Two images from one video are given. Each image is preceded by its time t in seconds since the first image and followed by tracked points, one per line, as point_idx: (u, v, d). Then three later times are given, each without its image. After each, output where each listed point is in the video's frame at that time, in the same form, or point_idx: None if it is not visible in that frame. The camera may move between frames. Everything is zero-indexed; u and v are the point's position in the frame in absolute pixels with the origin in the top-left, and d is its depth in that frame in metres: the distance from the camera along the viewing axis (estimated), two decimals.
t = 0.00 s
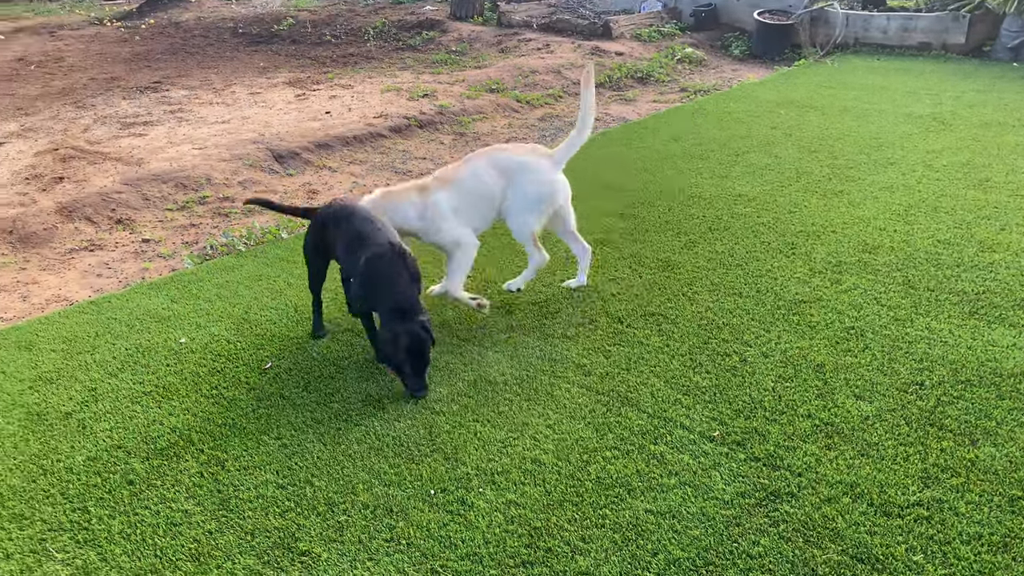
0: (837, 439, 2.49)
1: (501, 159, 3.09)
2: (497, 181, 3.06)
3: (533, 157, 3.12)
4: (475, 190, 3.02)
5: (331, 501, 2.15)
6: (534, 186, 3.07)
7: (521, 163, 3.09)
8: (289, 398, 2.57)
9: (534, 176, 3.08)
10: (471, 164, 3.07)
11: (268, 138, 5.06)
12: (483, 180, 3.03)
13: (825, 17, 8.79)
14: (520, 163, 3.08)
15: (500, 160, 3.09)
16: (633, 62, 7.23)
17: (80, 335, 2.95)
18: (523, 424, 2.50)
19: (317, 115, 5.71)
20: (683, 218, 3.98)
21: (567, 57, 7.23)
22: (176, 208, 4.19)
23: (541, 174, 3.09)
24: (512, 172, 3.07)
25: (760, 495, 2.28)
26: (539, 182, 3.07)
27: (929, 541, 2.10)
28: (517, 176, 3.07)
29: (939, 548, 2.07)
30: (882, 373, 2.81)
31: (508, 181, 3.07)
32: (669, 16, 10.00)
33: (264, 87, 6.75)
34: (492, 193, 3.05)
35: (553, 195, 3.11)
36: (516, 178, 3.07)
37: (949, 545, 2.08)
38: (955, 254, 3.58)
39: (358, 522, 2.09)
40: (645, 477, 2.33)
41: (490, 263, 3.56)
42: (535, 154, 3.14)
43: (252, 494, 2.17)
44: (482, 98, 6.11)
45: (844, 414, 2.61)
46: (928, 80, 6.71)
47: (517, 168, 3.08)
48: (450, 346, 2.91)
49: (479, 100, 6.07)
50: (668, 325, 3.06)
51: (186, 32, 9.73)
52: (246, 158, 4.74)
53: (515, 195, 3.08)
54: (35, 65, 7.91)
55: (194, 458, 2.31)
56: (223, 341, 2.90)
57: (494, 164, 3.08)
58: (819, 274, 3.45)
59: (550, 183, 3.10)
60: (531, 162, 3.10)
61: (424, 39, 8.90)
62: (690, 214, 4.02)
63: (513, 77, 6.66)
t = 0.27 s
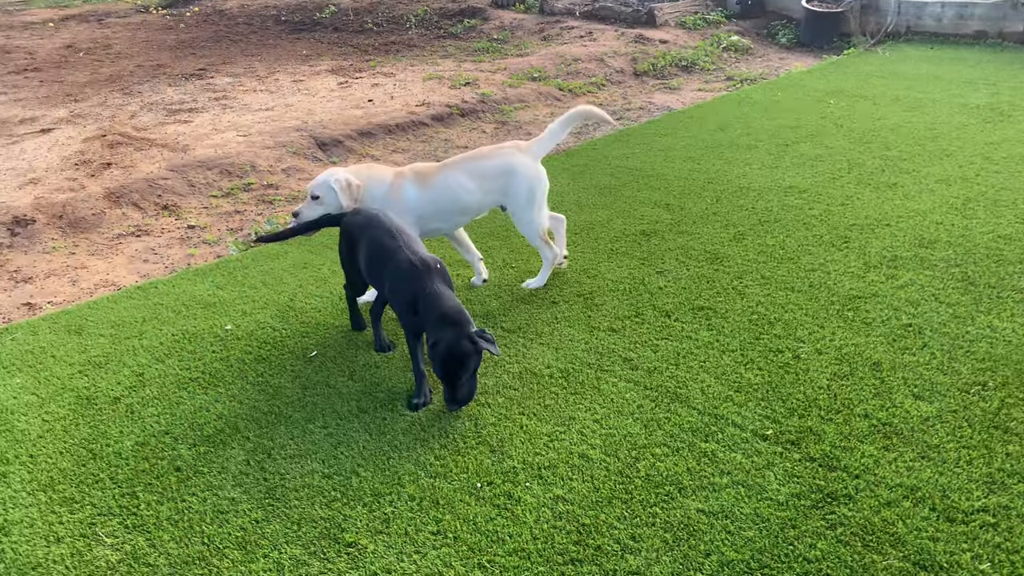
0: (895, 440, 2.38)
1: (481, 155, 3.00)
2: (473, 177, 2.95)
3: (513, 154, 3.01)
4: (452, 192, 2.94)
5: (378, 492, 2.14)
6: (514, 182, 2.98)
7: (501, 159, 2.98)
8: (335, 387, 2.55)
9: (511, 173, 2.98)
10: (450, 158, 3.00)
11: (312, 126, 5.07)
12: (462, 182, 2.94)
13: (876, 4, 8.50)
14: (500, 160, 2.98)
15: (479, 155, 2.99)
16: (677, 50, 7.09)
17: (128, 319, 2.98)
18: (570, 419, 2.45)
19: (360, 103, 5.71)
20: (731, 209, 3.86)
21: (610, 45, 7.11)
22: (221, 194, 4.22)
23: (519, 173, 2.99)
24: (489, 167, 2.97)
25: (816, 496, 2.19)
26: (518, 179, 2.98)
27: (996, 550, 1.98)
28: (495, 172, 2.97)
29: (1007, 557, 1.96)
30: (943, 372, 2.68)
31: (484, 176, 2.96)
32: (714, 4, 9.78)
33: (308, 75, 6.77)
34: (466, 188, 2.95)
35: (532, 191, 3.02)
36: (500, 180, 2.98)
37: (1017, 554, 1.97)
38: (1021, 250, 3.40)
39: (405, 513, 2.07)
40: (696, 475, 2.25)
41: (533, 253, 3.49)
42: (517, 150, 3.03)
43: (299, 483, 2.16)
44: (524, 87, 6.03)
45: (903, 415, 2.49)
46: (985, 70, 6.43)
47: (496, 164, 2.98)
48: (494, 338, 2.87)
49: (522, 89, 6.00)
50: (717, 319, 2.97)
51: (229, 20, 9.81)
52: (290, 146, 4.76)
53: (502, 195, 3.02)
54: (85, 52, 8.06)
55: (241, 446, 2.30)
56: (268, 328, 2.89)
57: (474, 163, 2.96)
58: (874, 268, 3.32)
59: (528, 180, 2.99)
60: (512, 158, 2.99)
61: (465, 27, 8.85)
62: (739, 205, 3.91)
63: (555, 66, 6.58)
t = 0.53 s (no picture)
0: (975, 441, 2.25)
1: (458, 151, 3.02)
2: (447, 176, 3.00)
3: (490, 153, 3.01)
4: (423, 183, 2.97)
5: (438, 475, 2.20)
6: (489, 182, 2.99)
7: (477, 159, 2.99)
8: (395, 368, 2.61)
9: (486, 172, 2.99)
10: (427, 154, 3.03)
11: (371, 107, 5.08)
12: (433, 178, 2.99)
13: None
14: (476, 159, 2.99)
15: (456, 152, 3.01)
16: (741, 34, 6.88)
17: (191, 297, 3.01)
18: (631, 409, 2.42)
19: (419, 85, 5.70)
20: (798, 198, 3.72)
21: (672, 28, 6.95)
22: (281, 174, 4.25)
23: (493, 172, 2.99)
24: (464, 166, 3.00)
25: (889, 495, 2.09)
26: (492, 179, 2.98)
27: None
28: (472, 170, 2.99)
29: None
30: None
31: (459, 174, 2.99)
32: None
33: (367, 57, 6.80)
34: (441, 184, 3.00)
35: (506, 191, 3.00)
36: (475, 178, 3.00)
37: None
38: None
39: (464, 497, 2.12)
40: (763, 470, 2.18)
41: (592, 237, 3.41)
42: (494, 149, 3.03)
43: (360, 463, 2.24)
44: (583, 69, 5.94)
45: (983, 416, 2.35)
46: None
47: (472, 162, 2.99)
48: (553, 324, 2.81)
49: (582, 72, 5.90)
50: (785, 312, 2.86)
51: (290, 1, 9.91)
52: (349, 127, 4.77)
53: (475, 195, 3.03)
54: (151, 31, 8.24)
55: (302, 424, 2.37)
56: (329, 309, 2.93)
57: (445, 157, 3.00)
58: (950, 262, 3.15)
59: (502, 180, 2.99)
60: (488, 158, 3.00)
61: (524, 9, 8.75)
62: (806, 193, 3.77)
63: (615, 48, 6.46)
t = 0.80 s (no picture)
0: None
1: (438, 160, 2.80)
2: (429, 185, 2.77)
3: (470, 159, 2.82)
4: (402, 198, 2.74)
5: (512, 453, 2.17)
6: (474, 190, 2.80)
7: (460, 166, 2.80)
8: (471, 345, 2.62)
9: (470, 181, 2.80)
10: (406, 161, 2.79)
11: (451, 84, 5.10)
12: (413, 186, 2.75)
13: None
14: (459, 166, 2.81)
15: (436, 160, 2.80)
16: (832, 17, 6.65)
17: (274, 267, 3.07)
18: (710, 397, 2.35)
19: (499, 63, 5.69)
20: (890, 186, 3.56)
21: (760, 9, 6.79)
22: (361, 149, 4.29)
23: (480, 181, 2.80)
24: (447, 173, 2.79)
25: (982, 498, 1.98)
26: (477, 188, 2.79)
27: None
28: (455, 179, 2.80)
29: None
30: None
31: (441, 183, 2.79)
32: None
33: (447, 33, 6.80)
34: (423, 195, 2.77)
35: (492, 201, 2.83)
36: (459, 187, 2.81)
37: None
38: None
39: (539, 477, 2.09)
40: (848, 466, 2.09)
41: (671, 219, 3.34)
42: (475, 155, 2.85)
43: (435, 437, 2.24)
44: (666, 49, 5.84)
45: None
46: None
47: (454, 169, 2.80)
48: (631, 306, 2.76)
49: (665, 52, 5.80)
50: (874, 304, 2.73)
51: None
52: (428, 104, 4.79)
53: (459, 202, 2.85)
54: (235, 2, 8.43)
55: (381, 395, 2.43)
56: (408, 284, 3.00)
57: (420, 164, 2.78)
58: None
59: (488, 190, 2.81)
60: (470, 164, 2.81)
61: None
62: (898, 182, 3.60)
63: (701, 29, 6.35)
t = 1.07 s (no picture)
0: None
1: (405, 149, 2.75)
2: (409, 172, 2.70)
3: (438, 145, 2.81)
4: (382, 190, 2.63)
5: (612, 440, 2.15)
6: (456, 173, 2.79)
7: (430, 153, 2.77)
8: (573, 329, 2.59)
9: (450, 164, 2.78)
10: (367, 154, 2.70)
11: (564, 65, 5.14)
12: (394, 177, 2.66)
13: None
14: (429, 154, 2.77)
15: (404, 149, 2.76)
16: (971, 6, 6.25)
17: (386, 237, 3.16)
18: (821, 399, 2.25)
19: (613, 44, 5.63)
20: None
21: None
22: (473, 128, 4.41)
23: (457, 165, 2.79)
24: (420, 160, 2.74)
25: None
26: (458, 170, 2.79)
27: None
28: (431, 165, 2.75)
29: None
30: None
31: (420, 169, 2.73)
32: None
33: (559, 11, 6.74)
34: (402, 183, 2.68)
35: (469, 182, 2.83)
36: (442, 171, 2.78)
37: None
38: None
39: (640, 467, 2.06)
40: (969, 483, 1.97)
41: (788, 212, 3.23)
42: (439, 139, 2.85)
43: (535, 418, 2.23)
44: (788, 36, 5.68)
45: None
46: None
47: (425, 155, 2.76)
48: (741, 300, 2.68)
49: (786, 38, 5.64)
50: (1006, 315, 2.56)
51: None
52: (541, 85, 4.87)
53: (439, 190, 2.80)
54: None
55: (483, 372, 2.44)
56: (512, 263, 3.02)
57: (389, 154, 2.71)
58: None
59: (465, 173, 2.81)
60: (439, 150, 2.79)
61: None
62: None
63: (826, 17, 6.12)
